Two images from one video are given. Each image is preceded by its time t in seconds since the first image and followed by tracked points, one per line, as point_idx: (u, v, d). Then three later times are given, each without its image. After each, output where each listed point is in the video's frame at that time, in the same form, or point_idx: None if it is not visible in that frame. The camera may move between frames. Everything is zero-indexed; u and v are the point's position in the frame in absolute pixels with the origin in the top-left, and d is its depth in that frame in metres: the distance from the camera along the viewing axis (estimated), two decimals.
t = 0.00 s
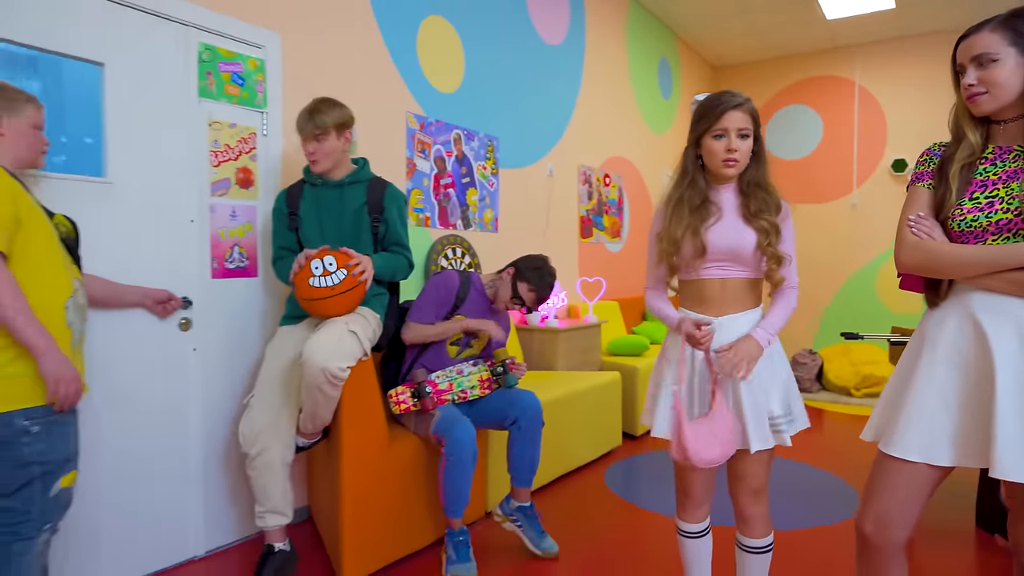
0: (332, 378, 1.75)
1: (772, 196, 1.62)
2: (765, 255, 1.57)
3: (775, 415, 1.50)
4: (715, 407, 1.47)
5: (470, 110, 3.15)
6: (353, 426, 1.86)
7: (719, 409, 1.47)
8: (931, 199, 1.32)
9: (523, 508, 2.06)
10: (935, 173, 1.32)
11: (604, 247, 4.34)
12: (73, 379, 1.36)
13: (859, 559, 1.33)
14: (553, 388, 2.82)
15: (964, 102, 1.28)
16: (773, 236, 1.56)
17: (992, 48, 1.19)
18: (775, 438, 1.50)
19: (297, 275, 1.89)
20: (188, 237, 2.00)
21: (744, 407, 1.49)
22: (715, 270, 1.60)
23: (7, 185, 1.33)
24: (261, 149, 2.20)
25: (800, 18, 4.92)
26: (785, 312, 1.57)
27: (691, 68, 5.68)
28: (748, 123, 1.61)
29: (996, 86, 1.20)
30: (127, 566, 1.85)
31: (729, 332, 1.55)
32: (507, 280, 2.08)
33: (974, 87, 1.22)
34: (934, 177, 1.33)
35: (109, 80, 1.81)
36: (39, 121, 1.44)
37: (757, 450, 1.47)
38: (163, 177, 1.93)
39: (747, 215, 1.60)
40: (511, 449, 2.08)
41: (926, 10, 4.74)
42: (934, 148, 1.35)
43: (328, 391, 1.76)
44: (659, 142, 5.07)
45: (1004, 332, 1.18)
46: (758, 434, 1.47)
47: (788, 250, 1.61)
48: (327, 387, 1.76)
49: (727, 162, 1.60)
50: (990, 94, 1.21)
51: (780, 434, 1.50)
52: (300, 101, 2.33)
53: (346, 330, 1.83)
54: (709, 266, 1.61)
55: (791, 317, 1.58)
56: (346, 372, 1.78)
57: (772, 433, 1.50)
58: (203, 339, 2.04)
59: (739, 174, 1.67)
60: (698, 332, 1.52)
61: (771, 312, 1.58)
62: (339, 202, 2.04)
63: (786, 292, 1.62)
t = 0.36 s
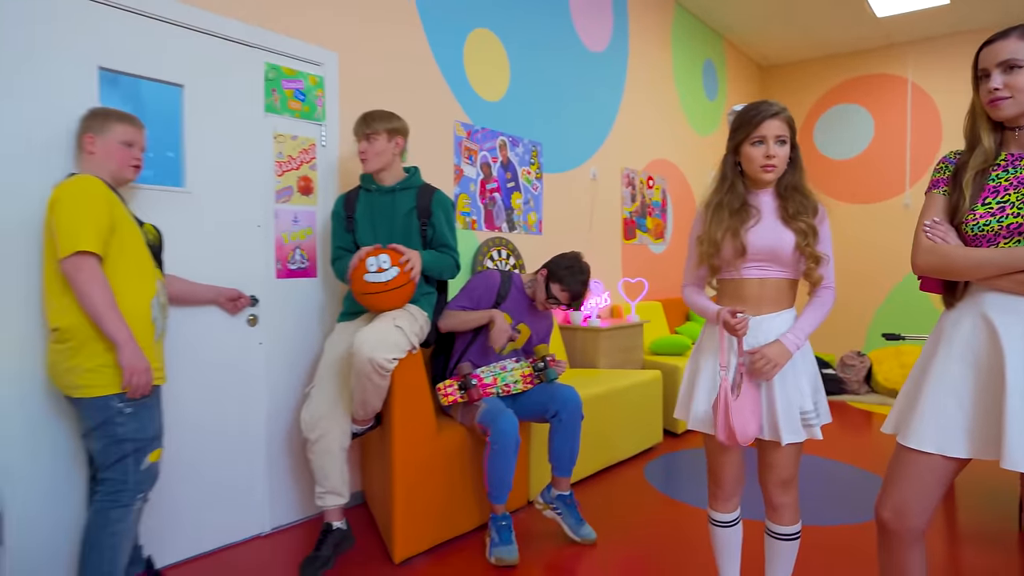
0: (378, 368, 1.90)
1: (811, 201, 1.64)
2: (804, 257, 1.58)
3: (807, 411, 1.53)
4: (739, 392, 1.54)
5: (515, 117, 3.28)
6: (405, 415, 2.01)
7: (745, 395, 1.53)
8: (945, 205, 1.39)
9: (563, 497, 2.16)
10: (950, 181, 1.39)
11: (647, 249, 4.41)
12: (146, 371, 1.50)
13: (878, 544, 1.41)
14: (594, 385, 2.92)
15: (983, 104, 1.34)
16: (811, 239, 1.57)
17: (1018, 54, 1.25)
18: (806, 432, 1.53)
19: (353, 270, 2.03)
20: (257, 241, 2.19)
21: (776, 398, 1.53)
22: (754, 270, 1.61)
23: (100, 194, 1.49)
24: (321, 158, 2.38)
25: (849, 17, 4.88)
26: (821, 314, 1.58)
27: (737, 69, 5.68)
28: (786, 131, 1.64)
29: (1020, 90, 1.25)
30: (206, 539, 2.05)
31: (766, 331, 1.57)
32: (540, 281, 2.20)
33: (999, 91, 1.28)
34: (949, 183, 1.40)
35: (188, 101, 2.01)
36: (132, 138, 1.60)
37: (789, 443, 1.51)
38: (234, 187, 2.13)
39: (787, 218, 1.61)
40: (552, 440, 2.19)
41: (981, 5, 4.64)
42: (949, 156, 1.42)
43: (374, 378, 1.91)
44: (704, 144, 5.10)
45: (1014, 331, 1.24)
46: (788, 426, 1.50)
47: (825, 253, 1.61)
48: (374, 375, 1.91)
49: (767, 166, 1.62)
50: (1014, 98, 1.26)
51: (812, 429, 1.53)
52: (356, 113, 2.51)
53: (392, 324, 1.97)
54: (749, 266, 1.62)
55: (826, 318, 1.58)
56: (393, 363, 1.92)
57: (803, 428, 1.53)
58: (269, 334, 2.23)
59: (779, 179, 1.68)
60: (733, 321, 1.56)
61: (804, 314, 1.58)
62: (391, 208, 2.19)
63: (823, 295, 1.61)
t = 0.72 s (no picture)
0: (450, 362, 2.06)
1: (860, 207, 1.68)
2: (852, 264, 1.64)
3: (854, 408, 1.58)
4: (785, 388, 1.61)
5: (573, 125, 3.41)
6: (471, 407, 2.17)
7: (789, 390, 1.61)
8: (986, 212, 1.47)
9: (618, 487, 2.28)
10: (990, 190, 1.46)
11: (704, 251, 4.46)
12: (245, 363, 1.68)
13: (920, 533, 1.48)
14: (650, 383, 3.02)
15: None
16: (858, 246, 1.63)
17: None
18: (851, 428, 1.58)
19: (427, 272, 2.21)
20: (336, 245, 2.40)
21: (823, 394, 1.59)
22: (801, 274, 1.69)
23: (216, 209, 1.69)
24: (393, 169, 2.58)
25: (914, 13, 4.80)
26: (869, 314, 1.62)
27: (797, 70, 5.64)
28: (828, 140, 1.70)
29: None
30: (294, 516, 2.27)
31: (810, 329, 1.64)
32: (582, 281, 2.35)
33: None
34: (990, 192, 1.47)
35: (277, 119, 2.23)
36: (243, 157, 1.83)
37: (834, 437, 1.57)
38: (317, 197, 2.34)
39: (835, 225, 1.67)
40: (608, 434, 2.31)
41: None
42: (993, 164, 1.48)
43: (446, 372, 2.08)
44: (762, 145, 5.11)
45: None
46: (834, 422, 1.57)
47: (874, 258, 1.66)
48: (446, 368, 2.07)
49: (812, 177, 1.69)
50: None
51: (858, 426, 1.58)
52: (424, 125, 2.69)
53: (462, 322, 2.14)
54: (797, 270, 1.70)
55: (871, 319, 1.61)
56: (462, 358, 2.08)
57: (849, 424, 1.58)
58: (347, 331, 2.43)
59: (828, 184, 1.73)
60: (777, 318, 1.63)
61: (848, 313, 1.63)
62: (459, 215, 2.36)
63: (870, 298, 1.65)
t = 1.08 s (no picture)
0: (513, 357, 2.19)
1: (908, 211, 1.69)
2: (894, 269, 1.67)
3: (896, 407, 1.62)
4: (838, 386, 1.65)
5: (633, 129, 3.49)
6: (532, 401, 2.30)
7: (843, 389, 1.65)
8: None
9: (673, 480, 2.36)
10: None
11: (766, 251, 4.45)
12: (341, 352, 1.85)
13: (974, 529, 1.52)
14: (708, 381, 3.07)
15: None
16: (901, 251, 1.65)
17: None
18: (892, 427, 1.62)
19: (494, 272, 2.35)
20: (408, 247, 2.57)
21: (865, 394, 1.65)
22: (844, 277, 1.75)
23: (303, 215, 1.87)
24: (460, 175, 2.73)
25: (991, 4, 4.63)
26: (916, 317, 1.64)
27: (866, 66, 5.52)
28: (871, 146, 1.72)
29: None
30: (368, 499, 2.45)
31: (854, 330, 1.70)
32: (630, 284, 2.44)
33: None
34: None
35: (355, 131, 2.41)
36: (329, 164, 2.02)
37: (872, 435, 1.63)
38: (390, 203, 2.51)
39: (879, 230, 1.70)
40: (664, 429, 2.40)
41: None
42: None
43: (509, 367, 2.21)
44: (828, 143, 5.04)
45: None
46: (873, 421, 1.63)
47: (921, 263, 1.67)
48: (509, 364, 2.20)
49: (853, 184, 1.74)
50: None
51: (900, 425, 1.62)
52: (489, 133, 2.84)
53: (523, 320, 2.27)
54: (841, 271, 1.76)
55: (920, 323, 1.63)
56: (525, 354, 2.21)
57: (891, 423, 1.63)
58: (417, 328, 2.60)
59: (875, 187, 1.75)
60: (816, 319, 1.71)
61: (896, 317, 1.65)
62: (524, 219, 2.49)
63: (918, 303, 1.66)
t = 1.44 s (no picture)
0: (559, 355, 2.22)
1: (956, 209, 1.65)
2: (939, 267, 1.64)
3: (940, 408, 1.59)
4: (878, 385, 1.65)
5: (683, 127, 3.48)
6: (578, 397, 2.33)
7: (882, 388, 1.64)
8: None
9: (719, 479, 2.36)
10: None
11: (822, 248, 4.34)
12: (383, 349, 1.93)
13: None
14: (758, 381, 3.04)
15: None
16: (947, 250, 1.62)
17: None
18: (937, 428, 1.59)
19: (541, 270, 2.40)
20: (458, 246, 2.64)
21: (907, 395, 1.63)
22: (888, 275, 1.73)
23: (351, 217, 1.96)
24: (508, 176, 2.79)
25: None
26: (963, 318, 1.60)
27: (932, 56, 5.31)
28: (916, 143, 1.69)
29: None
30: (417, 490, 2.54)
31: (898, 329, 1.67)
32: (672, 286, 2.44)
33: None
34: None
35: (407, 134, 2.50)
36: (377, 171, 2.10)
37: (915, 436, 1.61)
38: (440, 204, 2.59)
39: (925, 228, 1.67)
40: (710, 428, 2.40)
41: None
42: None
43: (555, 364, 2.24)
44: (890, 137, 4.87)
45: None
46: (917, 421, 1.60)
47: (969, 262, 1.63)
48: (555, 361, 2.23)
49: (897, 182, 1.72)
50: None
51: (945, 426, 1.59)
52: (537, 134, 2.89)
53: (569, 318, 2.30)
54: (885, 270, 1.74)
55: (968, 323, 1.59)
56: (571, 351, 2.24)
57: (935, 424, 1.59)
58: (466, 325, 2.67)
59: (922, 185, 1.72)
60: (855, 317, 1.74)
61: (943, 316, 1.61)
62: (571, 218, 2.52)
63: (967, 303, 1.62)
